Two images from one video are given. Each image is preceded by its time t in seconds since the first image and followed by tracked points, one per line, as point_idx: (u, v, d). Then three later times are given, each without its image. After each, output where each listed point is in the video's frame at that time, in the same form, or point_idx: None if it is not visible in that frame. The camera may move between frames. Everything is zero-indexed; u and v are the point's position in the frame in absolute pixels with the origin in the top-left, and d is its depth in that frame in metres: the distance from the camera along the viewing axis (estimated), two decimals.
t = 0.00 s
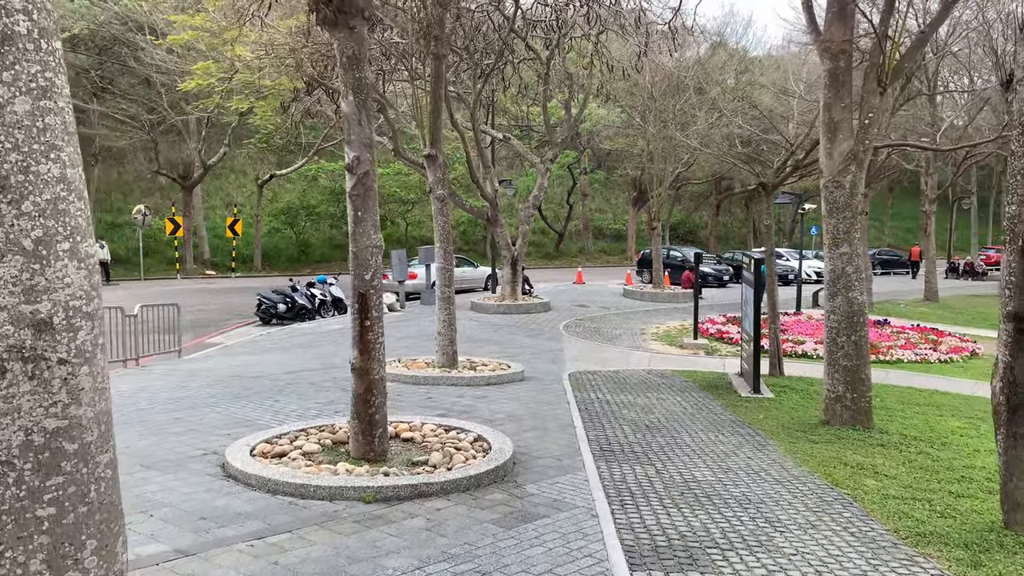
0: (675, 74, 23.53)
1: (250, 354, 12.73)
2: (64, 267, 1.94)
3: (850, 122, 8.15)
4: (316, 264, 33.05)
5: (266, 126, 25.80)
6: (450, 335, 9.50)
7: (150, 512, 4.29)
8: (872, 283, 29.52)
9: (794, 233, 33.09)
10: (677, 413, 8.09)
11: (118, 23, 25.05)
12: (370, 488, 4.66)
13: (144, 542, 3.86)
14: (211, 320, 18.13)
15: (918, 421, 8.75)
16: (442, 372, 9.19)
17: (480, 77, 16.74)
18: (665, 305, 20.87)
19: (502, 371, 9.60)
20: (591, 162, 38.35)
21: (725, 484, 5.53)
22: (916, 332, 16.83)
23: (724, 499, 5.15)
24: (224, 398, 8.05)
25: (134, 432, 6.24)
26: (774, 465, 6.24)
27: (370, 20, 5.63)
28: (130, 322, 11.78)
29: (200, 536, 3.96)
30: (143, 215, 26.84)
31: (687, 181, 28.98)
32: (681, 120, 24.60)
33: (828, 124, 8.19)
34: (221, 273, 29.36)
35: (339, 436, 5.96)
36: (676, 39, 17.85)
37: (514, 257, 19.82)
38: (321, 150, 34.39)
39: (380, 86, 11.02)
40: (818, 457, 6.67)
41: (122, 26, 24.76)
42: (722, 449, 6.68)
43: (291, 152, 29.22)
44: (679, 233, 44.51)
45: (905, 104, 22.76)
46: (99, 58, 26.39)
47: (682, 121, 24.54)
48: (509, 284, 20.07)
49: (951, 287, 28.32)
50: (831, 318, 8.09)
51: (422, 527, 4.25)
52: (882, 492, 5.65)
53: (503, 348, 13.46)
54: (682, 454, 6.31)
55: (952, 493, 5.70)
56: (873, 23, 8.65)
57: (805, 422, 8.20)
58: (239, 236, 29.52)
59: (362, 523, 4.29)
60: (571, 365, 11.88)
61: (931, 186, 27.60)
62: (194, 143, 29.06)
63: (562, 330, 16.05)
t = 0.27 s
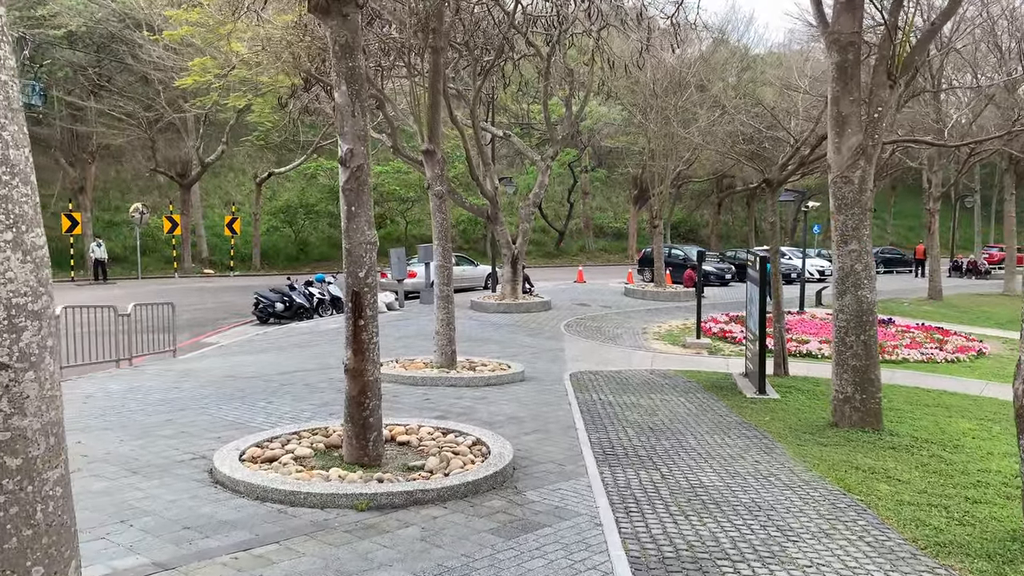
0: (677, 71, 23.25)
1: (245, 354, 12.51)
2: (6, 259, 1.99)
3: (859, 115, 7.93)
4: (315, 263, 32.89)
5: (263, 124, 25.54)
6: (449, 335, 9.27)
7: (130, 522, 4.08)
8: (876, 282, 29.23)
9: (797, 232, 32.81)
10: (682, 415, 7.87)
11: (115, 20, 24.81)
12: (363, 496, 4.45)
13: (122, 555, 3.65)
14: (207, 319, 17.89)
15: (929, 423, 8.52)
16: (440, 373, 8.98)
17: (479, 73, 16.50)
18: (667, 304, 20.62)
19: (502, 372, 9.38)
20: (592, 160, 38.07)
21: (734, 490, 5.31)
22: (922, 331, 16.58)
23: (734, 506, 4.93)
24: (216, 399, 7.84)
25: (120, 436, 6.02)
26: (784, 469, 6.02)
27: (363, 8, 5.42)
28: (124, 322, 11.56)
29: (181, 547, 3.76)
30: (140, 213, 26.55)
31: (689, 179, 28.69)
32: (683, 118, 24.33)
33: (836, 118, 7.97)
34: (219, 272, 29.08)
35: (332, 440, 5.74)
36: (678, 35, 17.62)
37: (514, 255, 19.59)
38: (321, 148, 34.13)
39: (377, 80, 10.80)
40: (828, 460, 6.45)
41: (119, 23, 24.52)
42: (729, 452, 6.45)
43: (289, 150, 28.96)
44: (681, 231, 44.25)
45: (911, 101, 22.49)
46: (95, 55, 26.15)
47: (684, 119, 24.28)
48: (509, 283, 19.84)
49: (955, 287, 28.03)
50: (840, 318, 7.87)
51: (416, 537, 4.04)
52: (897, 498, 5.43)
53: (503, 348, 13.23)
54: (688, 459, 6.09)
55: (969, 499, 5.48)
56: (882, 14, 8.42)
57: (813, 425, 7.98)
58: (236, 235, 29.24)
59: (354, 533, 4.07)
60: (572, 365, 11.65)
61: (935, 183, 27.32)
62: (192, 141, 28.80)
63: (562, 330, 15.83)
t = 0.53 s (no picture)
0: (678, 71, 23.09)
1: (240, 356, 12.31)
2: None
3: (867, 111, 7.73)
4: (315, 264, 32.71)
5: (261, 124, 25.36)
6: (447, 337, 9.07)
7: (107, 535, 3.87)
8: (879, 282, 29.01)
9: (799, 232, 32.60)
10: (686, 420, 7.65)
11: (114, 20, 24.66)
12: (354, 507, 4.24)
13: (97, 572, 3.44)
14: (204, 320, 17.69)
15: (939, 427, 8.30)
16: (438, 376, 8.77)
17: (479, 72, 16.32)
18: (668, 306, 20.41)
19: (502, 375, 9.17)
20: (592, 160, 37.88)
21: (743, 499, 5.10)
22: (928, 333, 16.37)
23: (744, 517, 4.71)
24: (207, 402, 7.63)
25: (105, 442, 5.81)
26: (794, 477, 5.80)
27: None
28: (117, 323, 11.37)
29: (159, 563, 3.55)
30: (138, 214, 26.34)
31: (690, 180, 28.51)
32: (685, 117, 24.15)
33: (844, 114, 7.78)
34: (217, 273, 28.86)
35: (324, 447, 5.53)
36: (679, 33, 17.46)
37: (514, 256, 19.39)
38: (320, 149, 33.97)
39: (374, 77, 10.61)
40: (839, 467, 6.23)
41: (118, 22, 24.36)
42: (737, 459, 6.23)
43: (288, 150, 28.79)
44: (682, 232, 44.06)
45: (914, 100, 22.30)
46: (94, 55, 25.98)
47: (685, 118, 24.09)
48: (509, 284, 19.63)
49: (959, 287, 27.80)
50: (849, 320, 7.65)
51: (409, 551, 3.83)
52: (913, 507, 5.22)
53: (503, 349, 13.02)
54: (694, 466, 5.87)
55: (987, 508, 5.26)
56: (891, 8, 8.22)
57: (821, 429, 7.76)
58: (235, 236, 29.05)
59: (343, 546, 3.86)
60: (573, 367, 11.45)
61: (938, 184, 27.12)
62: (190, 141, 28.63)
63: (563, 332, 15.63)
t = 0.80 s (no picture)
0: (681, 68, 22.86)
1: (236, 358, 12.08)
2: None
3: (878, 107, 7.51)
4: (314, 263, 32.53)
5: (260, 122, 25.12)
6: (445, 339, 8.85)
7: (81, 553, 3.66)
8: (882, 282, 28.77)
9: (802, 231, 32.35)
10: (691, 425, 7.45)
11: (112, 18, 24.47)
12: (344, 521, 4.03)
13: None
14: (200, 321, 17.47)
15: (950, 432, 8.08)
16: (437, 379, 8.55)
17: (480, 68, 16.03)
18: (671, 306, 20.16)
19: (502, 377, 8.95)
20: (593, 159, 37.67)
21: (751, 510, 4.90)
22: (934, 333, 16.12)
23: (753, 530, 4.51)
24: (199, 407, 7.41)
25: (88, 450, 5.59)
26: (805, 486, 5.58)
27: None
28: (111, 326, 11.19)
29: None
30: (136, 214, 26.11)
31: (693, 178, 28.26)
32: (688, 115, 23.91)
33: (855, 110, 7.55)
34: (216, 274, 28.63)
35: (316, 455, 5.32)
36: (682, 30, 17.23)
37: (514, 255, 19.16)
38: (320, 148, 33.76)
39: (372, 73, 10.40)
40: (850, 475, 6.02)
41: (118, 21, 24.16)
42: (745, 466, 6.01)
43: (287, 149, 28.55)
44: (684, 231, 43.81)
45: (920, 99, 22.04)
46: (93, 54, 25.77)
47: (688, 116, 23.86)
48: (510, 284, 19.40)
49: (964, 287, 27.54)
50: (858, 322, 7.44)
51: (401, 570, 3.62)
52: (929, 518, 5.00)
53: (504, 351, 12.80)
54: (701, 474, 5.67)
55: (1006, 519, 5.04)
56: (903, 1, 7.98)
57: (831, 435, 7.54)
58: (233, 236, 28.81)
59: (332, 564, 3.66)
60: (574, 369, 11.22)
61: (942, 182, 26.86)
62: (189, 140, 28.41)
63: (564, 332, 15.40)
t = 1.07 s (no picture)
0: (683, 69, 22.68)
1: (231, 362, 11.88)
2: None
3: (889, 104, 7.30)
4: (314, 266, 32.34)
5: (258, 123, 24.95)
6: (443, 343, 8.65)
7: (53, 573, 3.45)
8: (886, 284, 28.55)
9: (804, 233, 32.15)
10: (696, 432, 7.22)
11: (111, 19, 24.34)
12: (334, 538, 3.82)
13: None
14: (198, 324, 17.29)
15: (963, 439, 7.85)
16: (435, 384, 8.33)
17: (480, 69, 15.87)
18: (673, 309, 19.96)
19: (502, 383, 8.74)
20: (594, 161, 37.50)
21: (763, 525, 4.67)
22: (941, 337, 15.90)
23: (766, 546, 4.28)
24: (189, 414, 7.20)
25: (70, 460, 5.38)
26: (817, 498, 5.35)
27: None
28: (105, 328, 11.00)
29: None
30: (134, 216, 25.93)
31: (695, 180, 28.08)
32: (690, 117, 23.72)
33: (865, 108, 7.34)
34: (214, 276, 28.47)
35: (308, 466, 5.10)
36: (684, 31, 17.04)
37: (515, 257, 18.96)
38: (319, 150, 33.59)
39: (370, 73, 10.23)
40: (863, 485, 5.78)
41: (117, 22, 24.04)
42: (753, 476, 5.78)
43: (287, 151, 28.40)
44: (686, 234, 43.58)
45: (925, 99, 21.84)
46: (92, 56, 25.64)
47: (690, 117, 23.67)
48: (511, 286, 19.20)
49: (969, 290, 27.32)
50: (868, 326, 7.21)
51: None
52: (949, 532, 4.76)
53: (504, 355, 12.59)
54: (708, 485, 5.44)
55: None
56: None
57: (841, 442, 7.32)
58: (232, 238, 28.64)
59: None
60: (576, 373, 11.01)
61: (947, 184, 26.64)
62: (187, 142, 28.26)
63: (566, 336, 15.19)
